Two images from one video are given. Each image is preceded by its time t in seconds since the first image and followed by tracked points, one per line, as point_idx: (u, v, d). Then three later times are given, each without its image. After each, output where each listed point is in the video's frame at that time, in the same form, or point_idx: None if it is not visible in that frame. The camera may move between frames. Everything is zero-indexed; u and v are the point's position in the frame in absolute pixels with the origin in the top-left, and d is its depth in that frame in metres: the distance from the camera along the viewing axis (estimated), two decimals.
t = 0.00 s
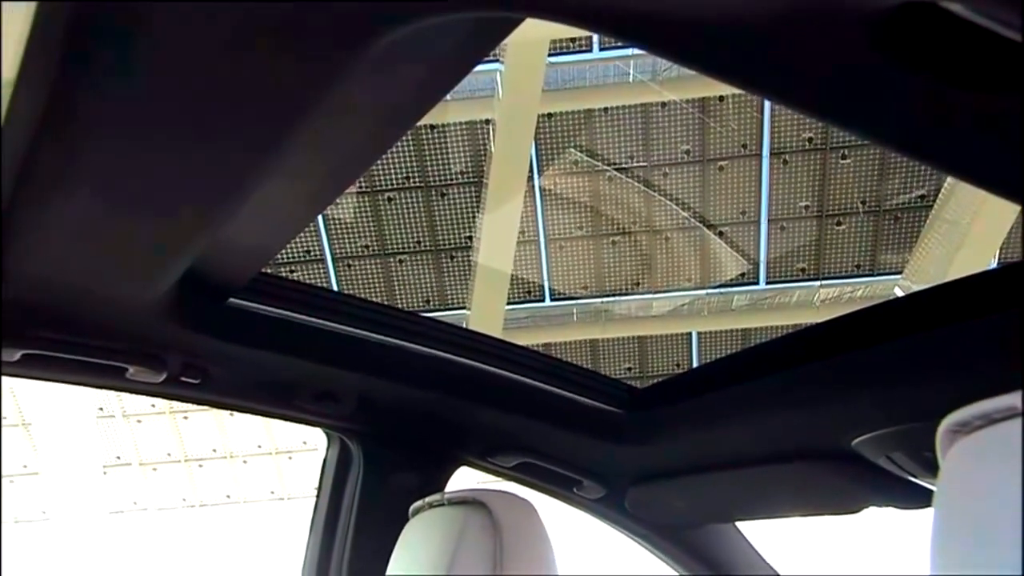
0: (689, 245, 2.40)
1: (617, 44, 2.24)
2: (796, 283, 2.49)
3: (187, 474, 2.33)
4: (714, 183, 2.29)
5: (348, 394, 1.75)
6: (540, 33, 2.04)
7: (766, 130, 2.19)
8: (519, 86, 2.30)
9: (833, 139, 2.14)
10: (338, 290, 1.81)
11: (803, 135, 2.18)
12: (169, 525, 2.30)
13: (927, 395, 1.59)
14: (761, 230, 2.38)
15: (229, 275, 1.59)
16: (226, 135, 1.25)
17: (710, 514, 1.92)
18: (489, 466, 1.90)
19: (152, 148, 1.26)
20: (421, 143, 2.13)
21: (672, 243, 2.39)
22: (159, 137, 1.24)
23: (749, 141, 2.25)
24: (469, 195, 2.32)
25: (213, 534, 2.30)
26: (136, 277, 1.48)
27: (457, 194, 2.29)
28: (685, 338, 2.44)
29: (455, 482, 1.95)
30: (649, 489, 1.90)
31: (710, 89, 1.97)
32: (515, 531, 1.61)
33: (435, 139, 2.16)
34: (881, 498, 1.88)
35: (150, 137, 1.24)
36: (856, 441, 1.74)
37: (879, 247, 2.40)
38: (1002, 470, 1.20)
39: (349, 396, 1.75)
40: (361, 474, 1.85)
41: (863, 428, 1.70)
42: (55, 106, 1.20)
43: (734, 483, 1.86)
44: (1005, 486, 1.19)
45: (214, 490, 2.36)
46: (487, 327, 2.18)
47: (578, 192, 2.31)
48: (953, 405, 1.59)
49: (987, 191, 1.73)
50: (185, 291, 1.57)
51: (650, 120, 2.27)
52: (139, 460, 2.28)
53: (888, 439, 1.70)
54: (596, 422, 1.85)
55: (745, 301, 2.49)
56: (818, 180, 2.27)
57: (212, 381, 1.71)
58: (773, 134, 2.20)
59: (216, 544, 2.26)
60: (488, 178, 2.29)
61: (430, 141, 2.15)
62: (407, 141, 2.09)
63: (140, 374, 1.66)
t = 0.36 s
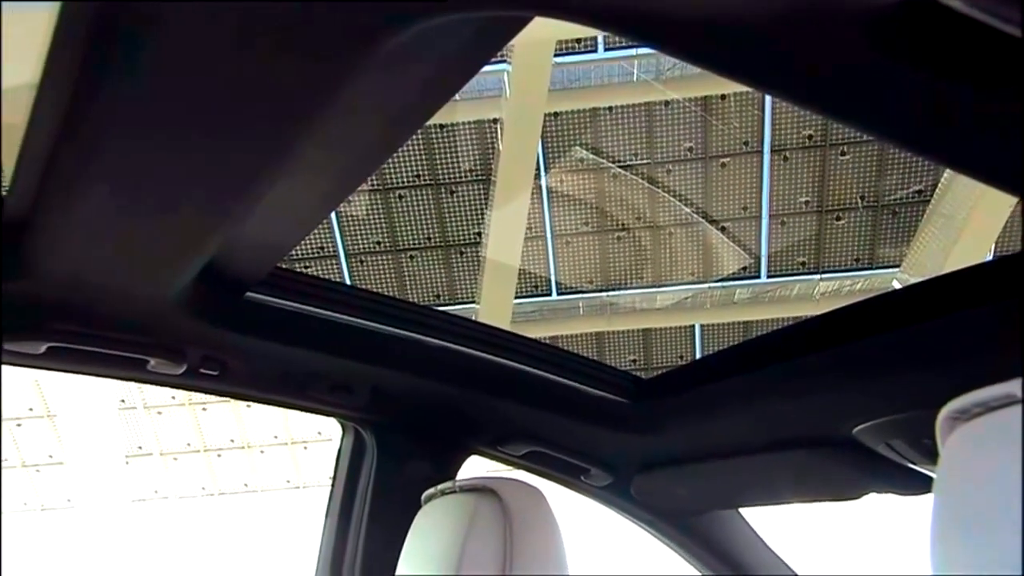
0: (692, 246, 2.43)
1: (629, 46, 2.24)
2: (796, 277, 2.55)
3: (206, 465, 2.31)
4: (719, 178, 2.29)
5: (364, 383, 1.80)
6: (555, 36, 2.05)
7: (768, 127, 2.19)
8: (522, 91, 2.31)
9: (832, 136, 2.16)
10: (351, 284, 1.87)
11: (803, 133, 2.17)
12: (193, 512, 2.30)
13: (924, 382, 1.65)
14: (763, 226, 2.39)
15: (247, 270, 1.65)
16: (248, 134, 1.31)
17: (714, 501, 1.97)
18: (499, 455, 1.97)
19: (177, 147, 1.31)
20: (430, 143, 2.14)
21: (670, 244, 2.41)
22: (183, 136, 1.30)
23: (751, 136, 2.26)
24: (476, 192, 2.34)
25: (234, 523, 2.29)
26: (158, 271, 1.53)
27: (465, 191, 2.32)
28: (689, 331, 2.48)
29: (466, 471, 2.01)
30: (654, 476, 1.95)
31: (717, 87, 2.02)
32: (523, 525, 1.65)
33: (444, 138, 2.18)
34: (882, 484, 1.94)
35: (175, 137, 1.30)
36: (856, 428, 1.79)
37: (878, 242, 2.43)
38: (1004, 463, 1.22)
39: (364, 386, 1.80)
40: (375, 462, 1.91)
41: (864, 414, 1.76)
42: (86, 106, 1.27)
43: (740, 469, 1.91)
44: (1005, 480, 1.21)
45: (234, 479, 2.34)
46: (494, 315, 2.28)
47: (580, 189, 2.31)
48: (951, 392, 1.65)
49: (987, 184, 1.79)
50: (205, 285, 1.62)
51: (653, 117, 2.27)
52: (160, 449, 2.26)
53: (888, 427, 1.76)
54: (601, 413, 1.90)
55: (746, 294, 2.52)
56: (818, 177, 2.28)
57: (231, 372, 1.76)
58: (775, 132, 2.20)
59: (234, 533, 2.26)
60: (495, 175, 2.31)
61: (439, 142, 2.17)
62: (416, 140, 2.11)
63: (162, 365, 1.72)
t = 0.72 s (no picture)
0: (696, 244, 2.38)
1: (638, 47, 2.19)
2: (796, 271, 2.42)
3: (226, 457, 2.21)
4: (719, 177, 2.23)
5: (378, 375, 1.86)
6: (564, 38, 2.00)
7: (768, 125, 2.16)
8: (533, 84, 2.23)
9: (833, 132, 2.10)
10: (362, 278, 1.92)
11: (803, 129, 2.13)
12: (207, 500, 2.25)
13: (923, 369, 1.70)
14: (763, 223, 2.33)
15: (265, 264, 1.70)
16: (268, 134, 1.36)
17: (718, 488, 2.04)
18: (509, 443, 2.03)
19: (200, 147, 1.37)
20: (440, 143, 1.99)
21: (672, 240, 2.36)
22: (206, 137, 1.35)
23: (753, 133, 2.20)
24: (487, 190, 2.20)
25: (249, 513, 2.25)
26: (180, 265, 1.59)
27: (475, 189, 2.19)
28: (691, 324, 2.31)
29: (477, 460, 2.06)
30: (660, 463, 2.02)
31: (723, 84, 1.96)
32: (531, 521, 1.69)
33: (454, 134, 2.01)
34: (884, 470, 1.99)
35: (198, 137, 1.35)
36: (857, 417, 1.85)
37: (877, 235, 2.34)
38: (997, 457, 1.25)
39: (378, 377, 1.87)
40: (389, 453, 1.98)
41: (863, 401, 1.81)
42: (111, 110, 1.32)
43: (743, 455, 1.98)
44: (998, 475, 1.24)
45: (252, 467, 2.24)
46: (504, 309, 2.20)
47: (581, 188, 2.24)
48: (949, 378, 1.69)
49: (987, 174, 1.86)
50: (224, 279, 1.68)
51: (658, 116, 2.16)
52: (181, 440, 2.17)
53: (889, 416, 1.82)
54: (606, 402, 1.97)
55: (748, 288, 2.41)
56: (818, 171, 2.22)
57: (249, 364, 1.82)
58: (777, 127, 2.16)
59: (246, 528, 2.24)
60: (505, 171, 2.17)
61: (448, 141, 2.01)
62: (425, 139, 1.98)
63: (183, 357, 1.78)
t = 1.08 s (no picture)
0: (697, 239, 2.38)
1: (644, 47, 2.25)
2: (798, 264, 2.47)
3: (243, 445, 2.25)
4: (721, 172, 2.24)
5: (391, 367, 1.93)
6: (569, 38, 2.03)
7: (769, 123, 2.20)
8: (539, 87, 2.25)
9: (832, 130, 2.16)
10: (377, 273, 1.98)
11: (804, 127, 2.17)
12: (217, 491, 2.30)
13: (924, 356, 1.75)
14: (767, 218, 2.36)
15: (281, 259, 1.76)
16: (285, 135, 1.42)
17: (720, 472, 2.11)
18: (519, 433, 2.10)
19: (224, 146, 1.42)
20: (449, 141, 2.05)
21: (674, 237, 2.36)
22: (226, 138, 1.41)
23: (754, 131, 2.25)
24: (496, 188, 2.26)
25: (265, 503, 2.29)
26: (202, 260, 1.65)
27: (484, 186, 2.25)
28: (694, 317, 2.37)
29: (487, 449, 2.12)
30: (669, 452, 2.10)
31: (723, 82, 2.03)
32: (543, 515, 1.73)
33: (463, 133, 2.08)
34: (887, 454, 2.05)
35: (218, 138, 1.41)
36: (856, 407, 1.92)
37: (876, 230, 2.40)
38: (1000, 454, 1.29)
39: (392, 367, 1.93)
40: (401, 444, 2.04)
41: (864, 389, 1.87)
42: (134, 113, 1.37)
43: (746, 442, 2.04)
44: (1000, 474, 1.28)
45: (268, 457, 2.32)
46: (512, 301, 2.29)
47: (584, 186, 2.26)
48: (949, 366, 1.74)
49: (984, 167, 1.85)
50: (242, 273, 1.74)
51: (661, 113, 2.19)
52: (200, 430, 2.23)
53: (890, 403, 1.88)
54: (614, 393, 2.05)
55: (750, 282, 2.45)
56: (818, 168, 2.30)
57: (267, 356, 1.89)
58: (778, 125, 2.20)
59: (261, 520, 2.26)
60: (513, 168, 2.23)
61: (457, 138, 2.07)
62: (434, 136, 2.03)
63: (202, 350, 1.84)
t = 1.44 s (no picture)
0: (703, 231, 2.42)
1: (658, 44, 2.29)
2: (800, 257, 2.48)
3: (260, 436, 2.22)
4: (722, 168, 2.29)
5: (402, 359, 2.00)
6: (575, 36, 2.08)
7: (771, 119, 2.25)
8: (546, 81, 2.33)
9: (832, 125, 2.23)
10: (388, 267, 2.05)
11: (805, 123, 2.25)
12: (240, 481, 2.24)
13: (922, 342, 1.81)
14: (768, 212, 2.40)
15: (297, 253, 1.82)
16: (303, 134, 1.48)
17: (723, 459, 2.19)
18: (526, 421, 2.17)
19: (243, 143, 1.48)
20: (458, 138, 2.12)
21: (679, 230, 2.40)
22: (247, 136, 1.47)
23: (756, 128, 2.30)
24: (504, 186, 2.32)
25: (285, 492, 2.30)
26: (220, 254, 1.71)
27: (492, 183, 2.31)
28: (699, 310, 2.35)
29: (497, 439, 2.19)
30: (674, 440, 2.18)
31: (727, 80, 2.07)
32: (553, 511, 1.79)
33: (472, 131, 2.15)
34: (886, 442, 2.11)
35: (240, 137, 1.47)
36: (858, 395, 1.99)
37: (874, 224, 2.42)
38: (1001, 457, 1.34)
39: (404, 359, 2.00)
40: (414, 435, 2.11)
41: (863, 377, 1.94)
42: (158, 112, 1.43)
43: (748, 431, 2.11)
44: (999, 477, 1.35)
45: (286, 446, 2.29)
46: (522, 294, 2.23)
47: (589, 182, 2.31)
48: (946, 353, 1.80)
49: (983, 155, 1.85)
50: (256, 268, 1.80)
51: (665, 113, 2.24)
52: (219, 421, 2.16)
53: (887, 391, 1.94)
54: (621, 382, 2.13)
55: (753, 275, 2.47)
56: (818, 164, 2.35)
57: (282, 348, 1.95)
58: (778, 121, 2.27)
59: (282, 511, 2.29)
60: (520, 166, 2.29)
61: (466, 136, 2.14)
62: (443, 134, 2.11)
63: (220, 342, 1.90)
